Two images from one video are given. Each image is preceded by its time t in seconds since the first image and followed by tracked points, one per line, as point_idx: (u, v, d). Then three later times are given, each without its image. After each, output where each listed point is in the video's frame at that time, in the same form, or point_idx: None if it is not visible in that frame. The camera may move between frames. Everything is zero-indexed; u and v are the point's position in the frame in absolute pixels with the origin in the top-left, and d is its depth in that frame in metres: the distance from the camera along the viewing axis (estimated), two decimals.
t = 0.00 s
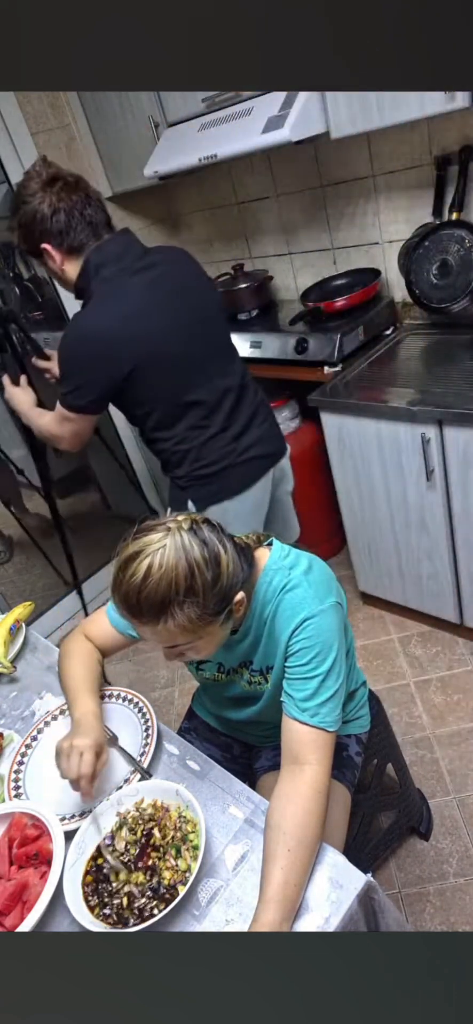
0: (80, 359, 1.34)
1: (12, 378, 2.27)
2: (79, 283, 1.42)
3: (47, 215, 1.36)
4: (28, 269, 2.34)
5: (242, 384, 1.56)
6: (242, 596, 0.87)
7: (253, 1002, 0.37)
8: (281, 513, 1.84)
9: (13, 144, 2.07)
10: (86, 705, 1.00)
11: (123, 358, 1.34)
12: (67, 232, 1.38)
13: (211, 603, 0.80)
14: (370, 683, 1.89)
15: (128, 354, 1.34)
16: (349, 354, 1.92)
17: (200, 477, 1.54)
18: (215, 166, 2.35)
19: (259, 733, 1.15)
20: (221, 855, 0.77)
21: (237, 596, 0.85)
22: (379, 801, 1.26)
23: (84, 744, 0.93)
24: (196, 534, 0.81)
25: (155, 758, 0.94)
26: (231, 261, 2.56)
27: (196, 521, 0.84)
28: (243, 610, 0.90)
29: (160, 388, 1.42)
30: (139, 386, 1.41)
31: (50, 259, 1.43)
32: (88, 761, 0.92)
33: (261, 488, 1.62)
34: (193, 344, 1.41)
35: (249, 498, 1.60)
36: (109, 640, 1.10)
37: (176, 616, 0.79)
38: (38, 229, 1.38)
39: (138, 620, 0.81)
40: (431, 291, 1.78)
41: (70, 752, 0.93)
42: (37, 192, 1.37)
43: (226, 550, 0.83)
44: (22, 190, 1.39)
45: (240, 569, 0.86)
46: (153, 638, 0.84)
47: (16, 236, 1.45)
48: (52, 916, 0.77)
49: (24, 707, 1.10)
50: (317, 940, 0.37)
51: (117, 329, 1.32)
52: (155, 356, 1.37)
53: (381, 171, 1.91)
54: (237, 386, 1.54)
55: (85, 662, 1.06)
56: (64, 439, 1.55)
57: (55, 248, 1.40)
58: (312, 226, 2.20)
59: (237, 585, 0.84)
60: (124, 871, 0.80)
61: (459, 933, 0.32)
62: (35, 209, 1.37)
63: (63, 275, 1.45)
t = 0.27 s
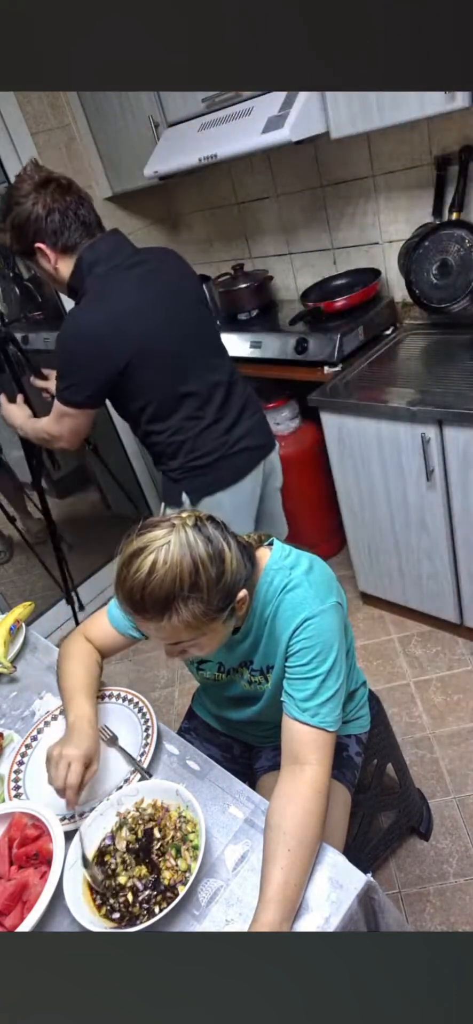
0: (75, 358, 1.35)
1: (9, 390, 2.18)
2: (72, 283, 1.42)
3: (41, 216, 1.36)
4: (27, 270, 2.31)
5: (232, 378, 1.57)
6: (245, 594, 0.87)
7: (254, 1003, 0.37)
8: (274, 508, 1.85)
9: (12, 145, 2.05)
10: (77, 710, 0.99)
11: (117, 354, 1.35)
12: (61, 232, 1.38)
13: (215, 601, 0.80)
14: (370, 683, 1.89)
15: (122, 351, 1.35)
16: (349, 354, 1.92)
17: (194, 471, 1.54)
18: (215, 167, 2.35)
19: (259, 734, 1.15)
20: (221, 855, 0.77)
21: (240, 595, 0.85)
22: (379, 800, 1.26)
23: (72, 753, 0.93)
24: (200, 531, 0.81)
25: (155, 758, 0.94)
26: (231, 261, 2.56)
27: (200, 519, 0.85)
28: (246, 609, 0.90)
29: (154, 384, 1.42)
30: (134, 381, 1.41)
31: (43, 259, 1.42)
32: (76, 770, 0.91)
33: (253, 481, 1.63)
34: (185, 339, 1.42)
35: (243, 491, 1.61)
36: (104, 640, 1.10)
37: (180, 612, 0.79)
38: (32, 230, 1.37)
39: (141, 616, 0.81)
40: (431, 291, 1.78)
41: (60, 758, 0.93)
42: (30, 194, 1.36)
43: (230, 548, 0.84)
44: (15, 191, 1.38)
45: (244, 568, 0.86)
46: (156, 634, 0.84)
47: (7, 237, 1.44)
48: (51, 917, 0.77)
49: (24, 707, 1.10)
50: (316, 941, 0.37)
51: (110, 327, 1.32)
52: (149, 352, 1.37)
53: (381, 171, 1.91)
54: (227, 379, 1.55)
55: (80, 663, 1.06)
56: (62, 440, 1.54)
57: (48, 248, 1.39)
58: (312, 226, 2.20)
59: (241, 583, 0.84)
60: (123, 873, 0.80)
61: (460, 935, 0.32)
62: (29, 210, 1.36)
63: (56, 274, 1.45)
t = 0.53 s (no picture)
0: (75, 355, 1.35)
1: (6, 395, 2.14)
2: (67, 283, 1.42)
3: (34, 217, 1.36)
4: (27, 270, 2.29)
5: (227, 371, 1.58)
6: (246, 593, 0.87)
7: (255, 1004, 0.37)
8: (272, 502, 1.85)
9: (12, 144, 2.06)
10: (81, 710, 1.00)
11: (115, 350, 1.35)
12: (55, 232, 1.38)
13: (214, 599, 0.80)
14: (370, 683, 1.89)
15: (119, 346, 1.35)
16: (349, 354, 1.92)
17: (192, 465, 1.55)
18: (215, 166, 2.35)
19: (260, 734, 1.15)
20: (221, 855, 0.77)
21: (240, 593, 0.85)
22: (379, 800, 1.26)
23: (79, 752, 0.93)
24: (200, 529, 0.81)
25: (155, 758, 0.94)
26: (231, 261, 2.56)
27: (201, 517, 0.85)
28: (246, 608, 0.90)
29: (152, 379, 1.43)
30: (131, 377, 1.42)
31: (38, 261, 1.42)
32: (82, 769, 0.91)
33: (251, 474, 1.64)
34: (181, 334, 1.43)
35: (240, 484, 1.62)
36: (106, 640, 1.10)
37: (179, 610, 0.79)
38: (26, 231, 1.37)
39: (141, 614, 0.81)
40: (432, 291, 1.78)
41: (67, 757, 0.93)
42: (23, 195, 1.36)
43: (230, 547, 0.84)
44: (7, 193, 1.38)
45: (244, 566, 0.86)
46: (156, 632, 0.84)
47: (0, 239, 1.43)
48: (52, 917, 0.77)
49: (24, 707, 1.10)
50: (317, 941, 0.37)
51: (107, 322, 1.33)
52: (146, 348, 1.38)
53: (381, 171, 1.91)
54: (222, 372, 1.56)
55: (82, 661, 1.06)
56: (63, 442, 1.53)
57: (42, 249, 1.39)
58: (312, 226, 2.20)
59: (240, 581, 0.84)
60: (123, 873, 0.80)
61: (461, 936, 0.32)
62: (23, 211, 1.36)
63: (51, 275, 1.44)
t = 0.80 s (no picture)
0: (74, 356, 1.35)
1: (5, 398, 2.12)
2: (65, 287, 1.41)
3: (29, 223, 1.35)
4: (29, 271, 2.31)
5: (224, 369, 1.59)
6: (245, 592, 0.87)
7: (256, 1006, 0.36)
8: (271, 501, 1.85)
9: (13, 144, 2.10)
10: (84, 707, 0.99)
11: (115, 351, 1.35)
12: (51, 235, 1.36)
13: (213, 597, 0.80)
14: (370, 683, 1.89)
15: (120, 347, 1.35)
16: (349, 354, 1.92)
17: (193, 462, 1.55)
18: (215, 166, 2.35)
19: (260, 734, 1.15)
20: (221, 855, 0.77)
21: (239, 592, 0.85)
22: (379, 800, 1.26)
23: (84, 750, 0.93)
24: (200, 527, 0.81)
25: (155, 758, 0.94)
26: (231, 261, 2.56)
27: (200, 515, 0.85)
28: (245, 607, 0.90)
29: (151, 378, 1.43)
30: (131, 376, 1.42)
31: (36, 267, 1.41)
32: (88, 763, 0.91)
33: (251, 472, 1.65)
34: (181, 334, 1.43)
35: (240, 482, 1.63)
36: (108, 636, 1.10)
37: (178, 608, 0.79)
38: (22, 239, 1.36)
39: (140, 612, 0.82)
40: (432, 291, 1.78)
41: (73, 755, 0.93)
42: (15, 200, 1.35)
43: (230, 545, 0.84)
44: None
45: (243, 565, 0.86)
46: (154, 629, 0.84)
47: None
48: (51, 917, 0.77)
49: (24, 707, 1.10)
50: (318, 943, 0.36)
51: (107, 323, 1.33)
52: (146, 347, 1.38)
53: (381, 171, 1.91)
54: (220, 370, 1.56)
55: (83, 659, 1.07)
56: (63, 445, 1.53)
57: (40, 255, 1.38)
58: (312, 226, 2.20)
59: (239, 580, 0.84)
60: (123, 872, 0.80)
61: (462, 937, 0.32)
62: (17, 218, 1.34)
63: (49, 279, 1.43)
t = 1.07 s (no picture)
0: (75, 357, 1.35)
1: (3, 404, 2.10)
2: (63, 289, 1.41)
3: (25, 226, 1.34)
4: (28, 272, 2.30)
5: (224, 369, 1.59)
6: (243, 591, 0.87)
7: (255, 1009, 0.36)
8: (271, 501, 1.85)
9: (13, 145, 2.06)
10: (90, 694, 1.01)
11: (115, 351, 1.35)
12: (48, 239, 1.37)
13: (210, 595, 0.80)
14: (370, 684, 1.89)
15: (119, 347, 1.35)
16: (349, 354, 1.92)
17: (194, 461, 1.55)
18: (215, 166, 2.35)
19: (260, 734, 1.15)
20: (221, 855, 0.77)
21: (236, 590, 0.85)
22: (379, 800, 1.26)
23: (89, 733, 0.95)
24: (197, 525, 0.81)
25: (155, 758, 0.94)
26: (231, 261, 2.56)
27: (198, 513, 0.85)
28: (242, 605, 0.89)
29: (152, 378, 1.43)
30: (132, 377, 1.42)
31: (35, 270, 1.40)
32: (96, 746, 0.94)
33: (251, 471, 1.65)
34: (180, 334, 1.43)
35: (240, 481, 1.63)
36: (113, 632, 1.11)
37: (174, 605, 0.79)
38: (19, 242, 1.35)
39: (137, 609, 0.82)
40: (432, 291, 1.78)
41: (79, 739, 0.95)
42: (10, 204, 1.34)
43: (227, 543, 0.84)
44: None
45: (240, 563, 0.86)
46: (151, 627, 0.84)
47: None
48: (51, 917, 0.77)
49: (24, 707, 1.10)
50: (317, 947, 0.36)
51: (106, 324, 1.33)
52: (146, 348, 1.38)
53: (382, 171, 1.91)
54: (219, 370, 1.56)
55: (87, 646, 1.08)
56: (63, 445, 1.53)
57: (38, 258, 1.38)
58: (312, 226, 2.20)
59: (236, 578, 0.84)
60: (123, 872, 0.80)
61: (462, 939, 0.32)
62: (13, 221, 1.34)
63: (48, 283, 1.43)
